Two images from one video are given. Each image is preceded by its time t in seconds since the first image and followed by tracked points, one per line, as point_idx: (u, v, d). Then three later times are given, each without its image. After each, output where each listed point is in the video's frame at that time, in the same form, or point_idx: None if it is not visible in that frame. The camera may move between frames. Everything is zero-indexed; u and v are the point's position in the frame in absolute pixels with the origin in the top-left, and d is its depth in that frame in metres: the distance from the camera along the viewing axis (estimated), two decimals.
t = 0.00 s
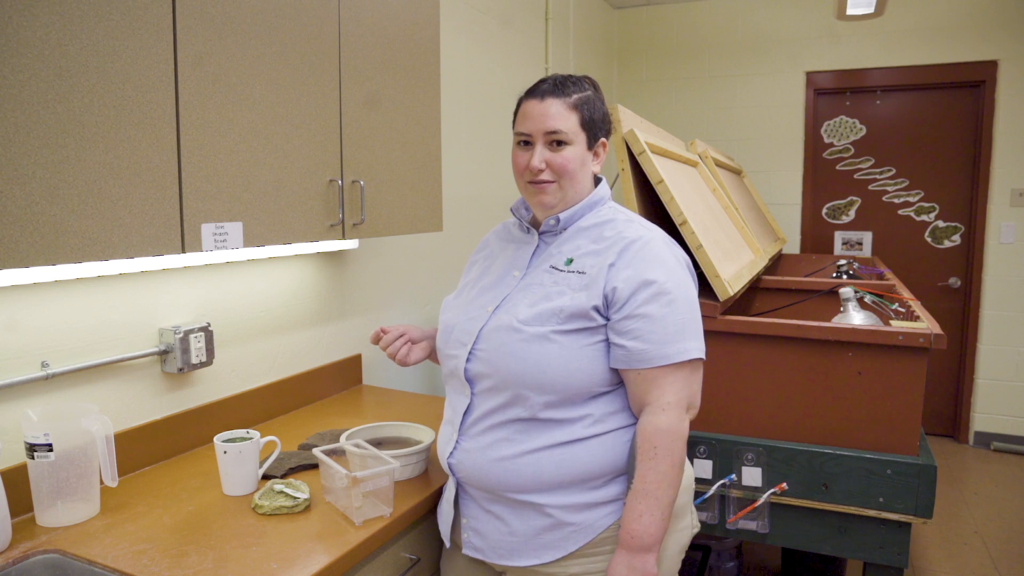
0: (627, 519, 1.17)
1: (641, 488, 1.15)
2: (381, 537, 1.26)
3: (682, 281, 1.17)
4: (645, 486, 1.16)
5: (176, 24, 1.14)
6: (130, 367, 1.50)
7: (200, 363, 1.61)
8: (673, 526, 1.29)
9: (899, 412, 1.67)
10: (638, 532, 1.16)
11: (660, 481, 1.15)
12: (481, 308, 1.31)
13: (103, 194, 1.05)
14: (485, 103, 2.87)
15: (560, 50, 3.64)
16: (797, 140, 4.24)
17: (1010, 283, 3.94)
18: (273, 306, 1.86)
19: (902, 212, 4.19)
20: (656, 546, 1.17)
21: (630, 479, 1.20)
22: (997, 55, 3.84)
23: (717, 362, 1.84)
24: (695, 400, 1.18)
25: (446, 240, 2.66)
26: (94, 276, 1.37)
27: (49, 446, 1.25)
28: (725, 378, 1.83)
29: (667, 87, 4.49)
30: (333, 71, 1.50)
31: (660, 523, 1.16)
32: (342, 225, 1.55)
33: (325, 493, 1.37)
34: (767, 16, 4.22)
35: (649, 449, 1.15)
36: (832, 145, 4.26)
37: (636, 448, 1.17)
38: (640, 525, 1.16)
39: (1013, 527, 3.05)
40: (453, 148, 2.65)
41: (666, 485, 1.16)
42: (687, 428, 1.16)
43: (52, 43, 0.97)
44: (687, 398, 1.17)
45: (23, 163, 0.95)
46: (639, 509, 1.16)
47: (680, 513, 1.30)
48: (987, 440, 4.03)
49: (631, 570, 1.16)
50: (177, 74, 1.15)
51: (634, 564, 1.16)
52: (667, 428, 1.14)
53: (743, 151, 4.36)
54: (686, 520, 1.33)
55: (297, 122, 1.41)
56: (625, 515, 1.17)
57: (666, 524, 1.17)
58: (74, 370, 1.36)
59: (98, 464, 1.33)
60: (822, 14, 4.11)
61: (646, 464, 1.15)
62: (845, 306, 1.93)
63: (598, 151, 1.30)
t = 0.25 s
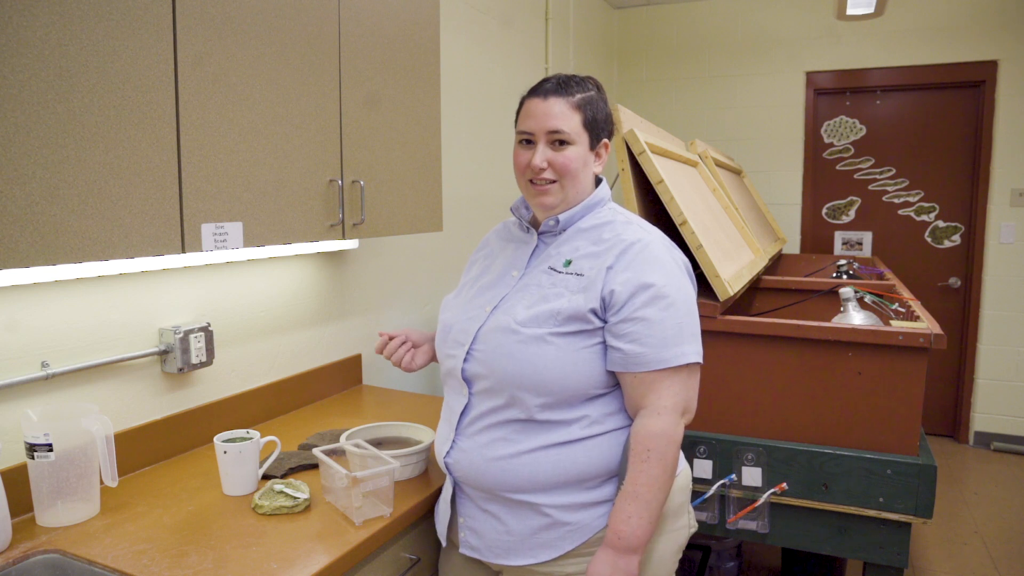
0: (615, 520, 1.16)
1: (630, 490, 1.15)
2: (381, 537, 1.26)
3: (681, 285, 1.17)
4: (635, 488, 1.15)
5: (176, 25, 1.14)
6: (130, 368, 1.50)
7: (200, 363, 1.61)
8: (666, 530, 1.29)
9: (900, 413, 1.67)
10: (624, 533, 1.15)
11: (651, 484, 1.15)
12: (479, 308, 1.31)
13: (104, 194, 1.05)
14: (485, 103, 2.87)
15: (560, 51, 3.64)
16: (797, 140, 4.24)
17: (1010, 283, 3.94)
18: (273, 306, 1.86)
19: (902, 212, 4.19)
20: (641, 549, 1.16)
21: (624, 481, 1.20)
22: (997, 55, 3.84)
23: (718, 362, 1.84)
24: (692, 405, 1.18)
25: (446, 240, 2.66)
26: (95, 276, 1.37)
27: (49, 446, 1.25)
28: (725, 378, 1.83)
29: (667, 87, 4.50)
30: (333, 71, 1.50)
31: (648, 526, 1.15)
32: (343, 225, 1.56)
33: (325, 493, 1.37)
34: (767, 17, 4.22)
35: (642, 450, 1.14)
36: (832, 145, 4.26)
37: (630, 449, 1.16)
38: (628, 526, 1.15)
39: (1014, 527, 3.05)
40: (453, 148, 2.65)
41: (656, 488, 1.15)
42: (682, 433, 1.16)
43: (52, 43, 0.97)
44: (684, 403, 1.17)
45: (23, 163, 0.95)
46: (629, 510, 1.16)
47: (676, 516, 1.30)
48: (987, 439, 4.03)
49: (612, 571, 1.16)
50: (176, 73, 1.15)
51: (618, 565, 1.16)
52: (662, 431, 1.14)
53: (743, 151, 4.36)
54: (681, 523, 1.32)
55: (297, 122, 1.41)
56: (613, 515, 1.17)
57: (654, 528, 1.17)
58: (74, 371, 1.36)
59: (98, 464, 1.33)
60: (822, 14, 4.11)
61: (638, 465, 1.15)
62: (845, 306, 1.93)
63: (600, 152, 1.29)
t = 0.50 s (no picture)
0: (624, 522, 1.15)
1: (639, 491, 1.15)
2: (381, 537, 1.26)
3: (684, 286, 1.18)
4: (643, 489, 1.15)
5: (176, 25, 1.14)
6: (130, 368, 1.50)
7: (200, 363, 1.61)
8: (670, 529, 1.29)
9: (900, 413, 1.67)
10: (635, 534, 1.15)
11: (659, 483, 1.15)
12: (481, 308, 1.30)
13: (104, 194, 1.05)
14: (485, 103, 2.87)
15: (560, 50, 3.64)
16: (797, 140, 4.24)
17: (1010, 283, 3.94)
18: (273, 306, 1.86)
19: (902, 212, 4.19)
20: (651, 549, 1.16)
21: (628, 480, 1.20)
22: (997, 55, 3.84)
23: (718, 362, 1.83)
24: (696, 404, 1.18)
25: (446, 240, 2.66)
26: (95, 276, 1.37)
27: (49, 446, 1.25)
28: (725, 378, 1.83)
29: (667, 87, 4.50)
30: (333, 71, 1.50)
31: (657, 526, 1.15)
32: (343, 225, 1.56)
33: (325, 493, 1.37)
34: (767, 17, 4.22)
35: (649, 451, 1.14)
36: (832, 145, 4.26)
37: (636, 450, 1.16)
38: (637, 527, 1.15)
39: (1014, 527, 3.05)
40: (453, 148, 2.65)
41: (664, 488, 1.15)
42: (687, 432, 1.16)
43: (52, 43, 0.97)
44: (688, 402, 1.17)
45: (23, 163, 0.95)
46: (638, 511, 1.15)
47: (677, 515, 1.30)
48: (987, 440, 4.03)
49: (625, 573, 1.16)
50: (176, 73, 1.15)
51: (630, 567, 1.16)
52: (666, 431, 1.13)
53: (743, 151, 4.36)
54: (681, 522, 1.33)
55: (297, 122, 1.41)
56: (622, 517, 1.16)
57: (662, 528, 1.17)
58: (74, 371, 1.36)
59: (98, 464, 1.33)
60: (822, 14, 4.11)
61: (645, 466, 1.15)
62: (845, 306, 1.93)
63: (604, 156, 1.30)
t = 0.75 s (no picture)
0: (638, 521, 1.15)
1: (652, 490, 1.15)
2: (382, 537, 1.26)
3: (688, 283, 1.18)
4: (656, 487, 1.15)
5: (176, 25, 1.14)
6: (130, 368, 1.50)
7: (200, 363, 1.61)
8: (678, 526, 1.30)
9: (901, 413, 1.67)
10: (650, 533, 1.15)
11: (671, 480, 1.15)
12: (484, 308, 1.30)
13: (103, 194, 1.05)
14: (485, 102, 2.87)
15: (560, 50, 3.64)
16: (797, 140, 4.24)
17: (1010, 283, 3.94)
18: (273, 306, 1.86)
19: (902, 212, 4.19)
20: (666, 547, 1.16)
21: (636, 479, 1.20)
22: (997, 55, 3.84)
23: (717, 363, 1.83)
24: (702, 400, 1.18)
25: (446, 240, 2.66)
26: (94, 276, 1.37)
27: (49, 446, 1.25)
28: (725, 379, 1.83)
29: (667, 87, 4.50)
30: (332, 71, 1.50)
31: (672, 523, 1.15)
32: (343, 225, 1.56)
33: (325, 493, 1.37)
34: (767, 16, 4.22)
35: (659, 449, 1.14)
36: (832, 145, 4.26)
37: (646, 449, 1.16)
38: (652, 525, 1.15)
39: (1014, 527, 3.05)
40: (453, 148, 2.65)
41: (677, 485, 1.15)
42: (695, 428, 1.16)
43: (51, 42, 0.97)
44: (694, 399, 1.17)
45: (23, 163, 0.95)
46: (651, 509, 1.15)
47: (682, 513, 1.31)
48: (987, 440, 4.03)
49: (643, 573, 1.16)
50: (176, 73, 1.15)
51: (649, 567, 1.16)
52: (676, 428, 1.14)
53: (743, 151, 4.36)
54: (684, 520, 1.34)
55: (297, 122, 1.41)
56: (636, 516, 1.16)
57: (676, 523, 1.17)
58: (74, 371, 1.36)
59: (98, 464, 1.33)
60: (822, 14, 4.11)
61: (656, 464, 1.15)
62: (845, 306, 1.93)
63: (606, 158, 1.30)
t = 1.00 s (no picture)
0: (639, 518, 1.15)
1: (654, 486, 1.15)
2: (382, 537, 1.26)
3: (688, 279, 1.18)
4: (657, 483, 1.15)
5: (176, 24, 1.14)
6: (129, 368, 1.50)
7: (200, 363, 1.61)
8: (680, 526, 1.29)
9: (902, 412, 1.67)
10: (652, 529, 1.14)
11: (673, 477, 1.15)
12: (485, 309, 1.30)
13: (103, 194, 1.05)
14: (485, 103, 2.87)
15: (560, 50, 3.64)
16: (797, 140, 4.24)
17: (1010, 283, 3.94)
18: (273, 306, 1.86)
19: (902, 212, 4.19)
20: (668, 544, 1.15)
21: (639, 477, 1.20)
22: (997, 55, 3.84)
23: (717, 363, 1.84)
24: (703, 398, 1.19)
25: (446, 240, 2.66)
26: (94, 276, 1.37)
27: (49, 446, 1.25)
28: (726, 379, 1.83)
29: (667, 87, 4.50)
30: (332, 71, 1.50)
31: (673, 520, 1.15)
32: (343, 225, 1.56)
33: (325, 493, 1.37)
34: (767, 16, 4.22)
35: (660, 445, 1.14)
36: (832, 145, 4.26)
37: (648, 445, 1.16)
38: (654, 521, 1.14)
39: (1014, 527, 3.05)
40: (453, 148, 2.65)
41: (679, 481, 1.15)
42: (696, 424, 1.16)
43: (51, 42, 0.97)
44: (695, 396, 1.17)
45: (22, 163, 0.95)
46: (653, 505, 1.15)
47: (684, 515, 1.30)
48: (987, 440, 4.03)
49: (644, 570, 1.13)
50: (176, 73, 1.15)
51: (650, 563, 1.14)
52: (677, 425, 1.14)
53: (742, 151, 4.36)
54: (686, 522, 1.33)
55: (297, 122, 1.41)
56: (637, 512, 1.16)
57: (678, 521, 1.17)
58: (74, 371, 1.36)
59: (98, 464, 1.33)
60: (822, 14, 4.11)
61: (657, 461, 1.15)
62: (845, 306, 1.93)
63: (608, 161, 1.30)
